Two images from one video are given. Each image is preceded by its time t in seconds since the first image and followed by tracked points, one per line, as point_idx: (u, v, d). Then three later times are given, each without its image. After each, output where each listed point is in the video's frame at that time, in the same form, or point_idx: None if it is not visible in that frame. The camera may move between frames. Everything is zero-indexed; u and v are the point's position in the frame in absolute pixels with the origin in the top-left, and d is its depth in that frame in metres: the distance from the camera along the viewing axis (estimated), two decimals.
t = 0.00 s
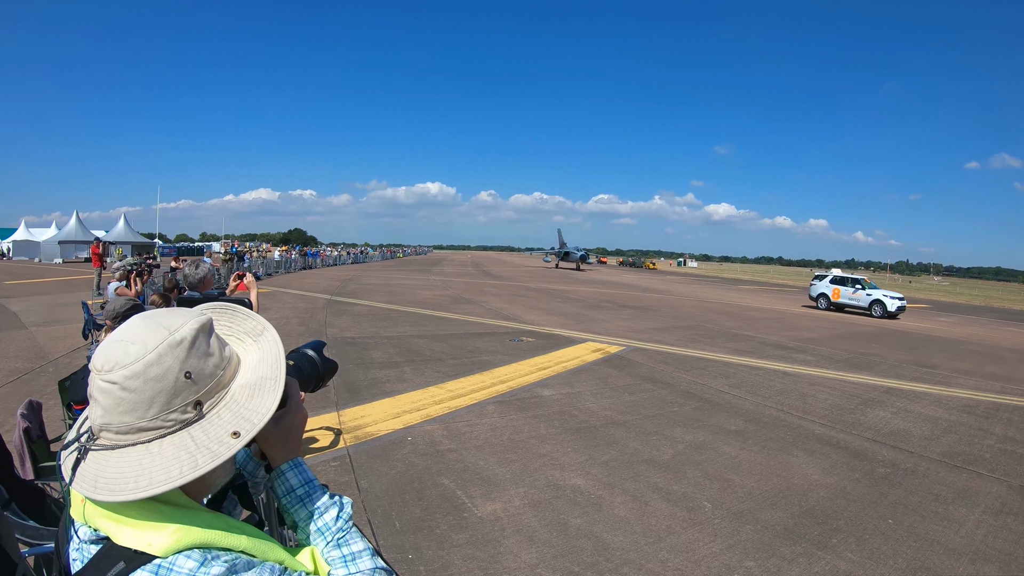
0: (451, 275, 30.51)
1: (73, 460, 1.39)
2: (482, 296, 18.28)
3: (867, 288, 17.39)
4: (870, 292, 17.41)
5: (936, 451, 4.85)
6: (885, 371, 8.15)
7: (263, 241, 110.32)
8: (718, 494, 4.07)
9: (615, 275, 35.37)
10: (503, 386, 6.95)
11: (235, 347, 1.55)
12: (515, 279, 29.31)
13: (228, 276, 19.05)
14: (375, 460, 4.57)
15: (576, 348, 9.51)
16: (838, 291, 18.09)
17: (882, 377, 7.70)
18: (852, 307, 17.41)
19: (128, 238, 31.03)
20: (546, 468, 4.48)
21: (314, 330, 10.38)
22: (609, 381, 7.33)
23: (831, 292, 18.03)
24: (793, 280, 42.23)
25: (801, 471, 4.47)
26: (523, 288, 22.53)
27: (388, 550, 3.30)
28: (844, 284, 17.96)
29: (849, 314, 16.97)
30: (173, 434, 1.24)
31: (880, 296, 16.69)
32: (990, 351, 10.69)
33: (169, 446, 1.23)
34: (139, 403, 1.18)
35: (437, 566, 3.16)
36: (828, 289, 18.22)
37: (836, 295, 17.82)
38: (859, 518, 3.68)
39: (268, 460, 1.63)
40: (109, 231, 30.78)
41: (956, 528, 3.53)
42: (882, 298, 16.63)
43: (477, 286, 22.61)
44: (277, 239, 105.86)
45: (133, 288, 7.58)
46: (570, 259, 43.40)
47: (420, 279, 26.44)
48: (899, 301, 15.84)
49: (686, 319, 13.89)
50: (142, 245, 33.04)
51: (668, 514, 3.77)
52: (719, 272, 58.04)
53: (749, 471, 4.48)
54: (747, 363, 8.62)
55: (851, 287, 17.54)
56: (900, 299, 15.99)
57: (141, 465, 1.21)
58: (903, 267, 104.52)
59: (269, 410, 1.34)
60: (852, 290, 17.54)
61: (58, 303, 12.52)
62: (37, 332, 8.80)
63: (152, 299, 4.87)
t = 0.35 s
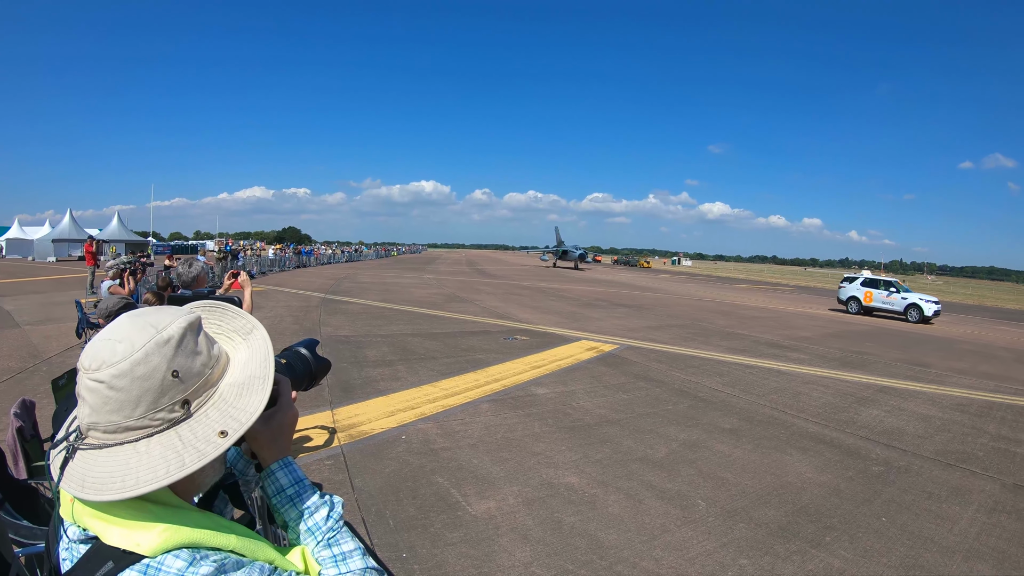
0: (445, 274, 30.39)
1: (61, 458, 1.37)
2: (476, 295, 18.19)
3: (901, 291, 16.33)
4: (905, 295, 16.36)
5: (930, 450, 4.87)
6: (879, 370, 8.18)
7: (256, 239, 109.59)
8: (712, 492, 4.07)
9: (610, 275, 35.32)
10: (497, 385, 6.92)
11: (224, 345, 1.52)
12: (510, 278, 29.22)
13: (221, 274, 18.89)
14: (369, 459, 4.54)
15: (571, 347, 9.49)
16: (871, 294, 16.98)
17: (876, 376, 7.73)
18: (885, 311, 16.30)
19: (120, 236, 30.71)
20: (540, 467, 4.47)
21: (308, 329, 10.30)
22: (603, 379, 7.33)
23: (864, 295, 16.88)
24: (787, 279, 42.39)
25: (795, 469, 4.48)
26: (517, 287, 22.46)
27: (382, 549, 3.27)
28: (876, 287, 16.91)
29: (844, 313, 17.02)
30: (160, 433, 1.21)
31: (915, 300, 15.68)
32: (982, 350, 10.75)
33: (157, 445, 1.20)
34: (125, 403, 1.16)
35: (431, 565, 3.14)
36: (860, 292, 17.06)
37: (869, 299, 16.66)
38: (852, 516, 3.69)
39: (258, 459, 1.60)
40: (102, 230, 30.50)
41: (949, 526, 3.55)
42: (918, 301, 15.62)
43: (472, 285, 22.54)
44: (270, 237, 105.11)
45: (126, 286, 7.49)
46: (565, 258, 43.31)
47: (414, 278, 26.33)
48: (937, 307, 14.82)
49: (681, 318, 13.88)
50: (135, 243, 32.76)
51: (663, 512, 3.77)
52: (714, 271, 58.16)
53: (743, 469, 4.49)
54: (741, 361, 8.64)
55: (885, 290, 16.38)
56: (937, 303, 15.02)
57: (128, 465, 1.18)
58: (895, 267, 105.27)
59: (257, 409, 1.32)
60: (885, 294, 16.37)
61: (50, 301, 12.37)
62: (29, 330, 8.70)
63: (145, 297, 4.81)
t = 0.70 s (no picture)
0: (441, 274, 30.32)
1: (54, 459, 1.35)
2: (472, 295, 18.16)
3: (942, 295, 15.36)
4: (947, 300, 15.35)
5: (926, 449, 4.89)
6: (875, 369, 8.20)
7: (252, 239, 109.17)
8: (709, 492, 4.07)
9: (608, 275, 35.31)
10: (493, 384, 6.91)
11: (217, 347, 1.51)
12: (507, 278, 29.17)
13: (217, 275, 18.80)
14: (365, 459, 4.52)
15: (567, 346, 9.48)
16: (908, 298, 16.05)
17: (872, 375, 7.75)
18: (923, 316, 15.36)
19: (115, 236, 30.49)
20: (537, 467, 4.46)
21: (305, 329, 10.26)
22: (600, 379, 7.32)
23: (901, 300, 15.94)
24: (783, 279, 42.53)
25: (792, 468, 4.49)
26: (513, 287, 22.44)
27: (379, 549, 3.25)
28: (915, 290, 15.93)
29: (841, 313, 17.05)
30: (151, 435, 1.20)
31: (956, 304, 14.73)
32: (979, 350, 10.77)
33: (148, 447, 1.18)
34: (116, 404, 1.14)
35: (427, 565, 3.13)
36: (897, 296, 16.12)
37: (906, 302, 15.70)
38: (849, 515, 3.70)
39: (252, 462, 1.60)
40: (97, 230, 30.34)
41: (946, 524, 3.56)
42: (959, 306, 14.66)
43: (469, 285, 22.49)
44: (265, 237, 104.73)
45: (121, 287, 7.44)
46: (562, 258, 43.23)
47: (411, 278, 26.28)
48: (980, 312, 13.94)
49: (677, 318, 13.89)
50: (130, 244, 32.59)
51: (659, 512, 3.77)
52: (710, 271, 58.27)
53: (740, 468, 4.49)
54: (738, 361, 8.64)
55: (923, 294, 15.47)
56: (978, 308, 14.09)
57: (119, 467, 1.17)
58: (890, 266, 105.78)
59: (249, 411, 1.31)
60: (925, 299, 15.39)
61: (44, 302, 12.29)
62: (24, 331, 8.64)
63: (139, 298, 4.78)
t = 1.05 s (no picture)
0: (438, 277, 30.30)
1: (43, 461, 1.34)
2: (469, 298, 18.13)
3: (986, 308, 14.66)
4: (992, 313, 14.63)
5: (922, 455, 4.90)
6: (871, 375, 8.23)
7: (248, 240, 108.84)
8: (704, 497, 4.07)
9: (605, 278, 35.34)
10: (489, 388, 6.90)
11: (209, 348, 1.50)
12: (504, 281, 29.16)
13: (214, 275, 18.73)
14: (360, 462, 4.50)
15: (563, 350, 9.48)
16: (950, 311, 15.36)
17: (867, 381, 7.77)
18: (966, 329, 14.66)
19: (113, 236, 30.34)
20: (532, 471, 4.45)
21: (301, 331, 10.22)
22: (596, 383, 7.32)
23: (943, 312, 15.24)
24: (779, 284, 42.74)
25: (787, 473, 4.49)
26: (510, 290, 22.43)
27: (373, 552, 3.24)
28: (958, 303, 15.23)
29: (837, 318, 17.11)
30: (142, 436, 1.19)
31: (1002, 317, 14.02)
32: (974, 356, 10.83)
33: (138, 448, 1.18)
34: (106, 404, 1.13)
35: (422, 568, 3.11)
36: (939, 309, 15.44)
37: (950, 316, 14.97)
38: (845, 521, 3.70)
39: (244, 465, 1.59)
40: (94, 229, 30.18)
41: (941, 531, 3.56)
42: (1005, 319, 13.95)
43: (466, 288, 22.47)
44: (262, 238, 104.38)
45: (117, 286, 7.40)
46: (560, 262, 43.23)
47: (407, 280, 26.25)
48: None
49: (674, 322, 13.90)
50: (126, 243, 32.43)
51: (654, 516, 3.76)
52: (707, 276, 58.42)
53: (735, 474, 4.49)
54: (734, 366, 8.66)
55: (967, 307, 14.77)
56: None
57: (108, 468, 1.16)
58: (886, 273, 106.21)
59: (241, 413, 1.30)
60: (969, 311, 14.70)
61: (40, 301, 12.22)
62: (19, 329, 8.59)
63: (135, 298, 4.76)
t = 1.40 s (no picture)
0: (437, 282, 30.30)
1: (36, 462, 1.33)
2: (467, 303, 18.11)
3: None
4: None
5: (920, 459, 4.90)
6: (869, 380, 8.23)
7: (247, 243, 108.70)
8: (702, 502, 4.06)
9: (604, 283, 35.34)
10: (487, 393, 6.88)
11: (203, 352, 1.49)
12: (503, 285, 29.17)
13: (212, 279, 18.70)
14: (357, 467, 4.49)
15: (561, 355, 9.47)
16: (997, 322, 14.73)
17: (866, 386, 7.77)
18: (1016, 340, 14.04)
19: (112, 239, 30.27)
20: (530, 476, 4.44)
21: (300, 335, 10.19)
22: (594, 388, 7.31)
23: (990, 323, 14.62)
24: (778, 289, 42.76)
25: (785, 478, 4.49)
26: (507, 295, 22.42)
27: (370, 557, 3.22)
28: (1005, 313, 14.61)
29: (836, 323, 17.12)
30: (134, 440, 1.19)
31: None
32: (973, 360, 10.86)
33: (129, 452, 1.17)
34: (98, 408, 1.12)
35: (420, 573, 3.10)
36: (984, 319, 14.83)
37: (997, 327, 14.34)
38: (843, 526, 3.69)
39: (238, 469, 1.58)
40: (92, 232, 30.12)
41: (940, 535, 3.56)
42: None
43: (464, 293, 22.46)
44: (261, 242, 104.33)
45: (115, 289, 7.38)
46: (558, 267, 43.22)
47: (406, 285, 26.24)
48: None
49: (672, 328, 13.90)
50: (124, 247, 32.36)
51: (652, 522, 3.75)
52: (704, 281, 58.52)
53: (733, 479, 4.49)
54: (732, 371, 8.66)
55: (1014, 318, 14.17)
56: None
57: (99, 472, 1.15)
58: (884, 279, 106.49)
59: (234, 418, 1.30)
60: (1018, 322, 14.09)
61: (37, 304, 12.17)
62: (17, 332, 8.56)
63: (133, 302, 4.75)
